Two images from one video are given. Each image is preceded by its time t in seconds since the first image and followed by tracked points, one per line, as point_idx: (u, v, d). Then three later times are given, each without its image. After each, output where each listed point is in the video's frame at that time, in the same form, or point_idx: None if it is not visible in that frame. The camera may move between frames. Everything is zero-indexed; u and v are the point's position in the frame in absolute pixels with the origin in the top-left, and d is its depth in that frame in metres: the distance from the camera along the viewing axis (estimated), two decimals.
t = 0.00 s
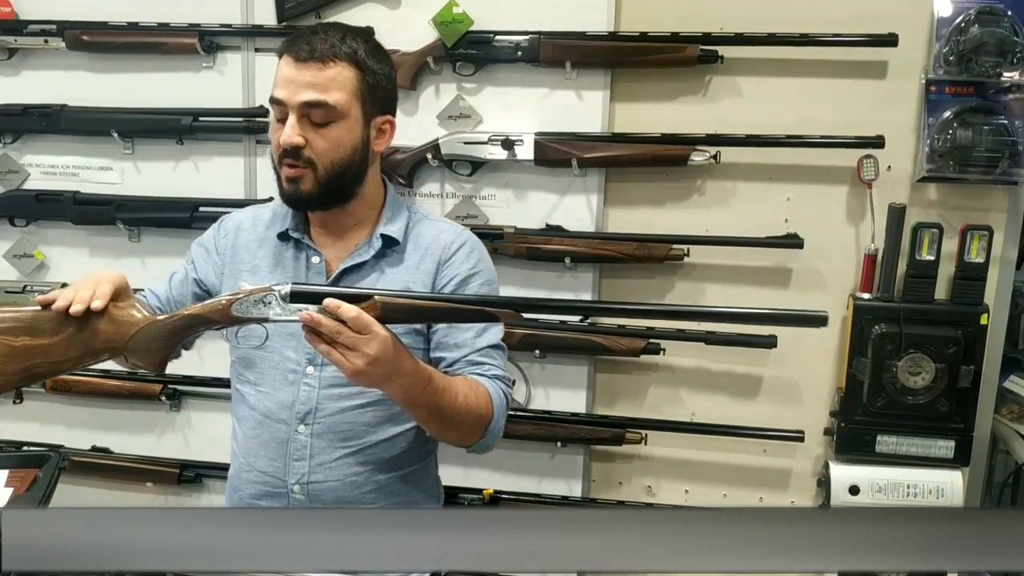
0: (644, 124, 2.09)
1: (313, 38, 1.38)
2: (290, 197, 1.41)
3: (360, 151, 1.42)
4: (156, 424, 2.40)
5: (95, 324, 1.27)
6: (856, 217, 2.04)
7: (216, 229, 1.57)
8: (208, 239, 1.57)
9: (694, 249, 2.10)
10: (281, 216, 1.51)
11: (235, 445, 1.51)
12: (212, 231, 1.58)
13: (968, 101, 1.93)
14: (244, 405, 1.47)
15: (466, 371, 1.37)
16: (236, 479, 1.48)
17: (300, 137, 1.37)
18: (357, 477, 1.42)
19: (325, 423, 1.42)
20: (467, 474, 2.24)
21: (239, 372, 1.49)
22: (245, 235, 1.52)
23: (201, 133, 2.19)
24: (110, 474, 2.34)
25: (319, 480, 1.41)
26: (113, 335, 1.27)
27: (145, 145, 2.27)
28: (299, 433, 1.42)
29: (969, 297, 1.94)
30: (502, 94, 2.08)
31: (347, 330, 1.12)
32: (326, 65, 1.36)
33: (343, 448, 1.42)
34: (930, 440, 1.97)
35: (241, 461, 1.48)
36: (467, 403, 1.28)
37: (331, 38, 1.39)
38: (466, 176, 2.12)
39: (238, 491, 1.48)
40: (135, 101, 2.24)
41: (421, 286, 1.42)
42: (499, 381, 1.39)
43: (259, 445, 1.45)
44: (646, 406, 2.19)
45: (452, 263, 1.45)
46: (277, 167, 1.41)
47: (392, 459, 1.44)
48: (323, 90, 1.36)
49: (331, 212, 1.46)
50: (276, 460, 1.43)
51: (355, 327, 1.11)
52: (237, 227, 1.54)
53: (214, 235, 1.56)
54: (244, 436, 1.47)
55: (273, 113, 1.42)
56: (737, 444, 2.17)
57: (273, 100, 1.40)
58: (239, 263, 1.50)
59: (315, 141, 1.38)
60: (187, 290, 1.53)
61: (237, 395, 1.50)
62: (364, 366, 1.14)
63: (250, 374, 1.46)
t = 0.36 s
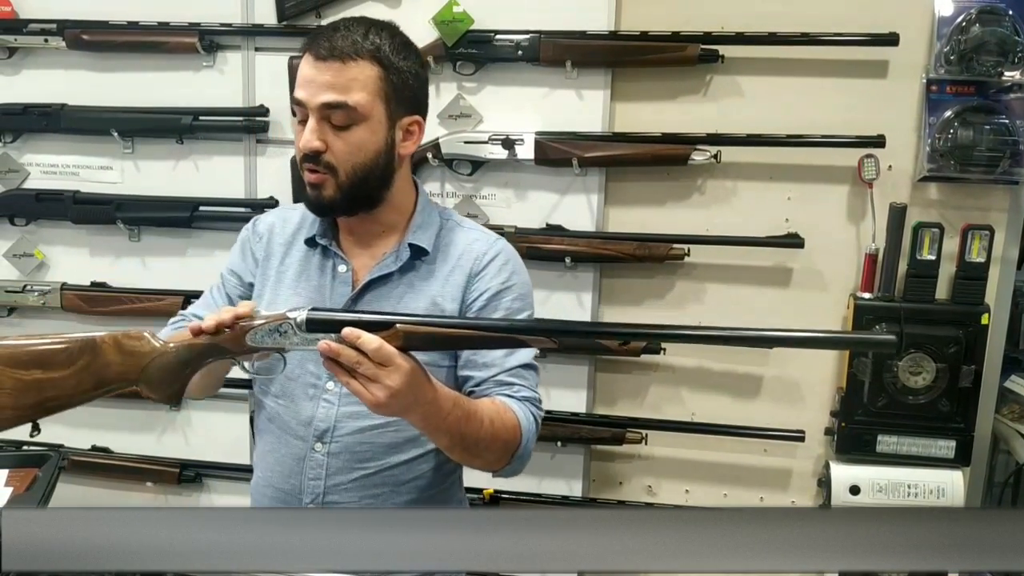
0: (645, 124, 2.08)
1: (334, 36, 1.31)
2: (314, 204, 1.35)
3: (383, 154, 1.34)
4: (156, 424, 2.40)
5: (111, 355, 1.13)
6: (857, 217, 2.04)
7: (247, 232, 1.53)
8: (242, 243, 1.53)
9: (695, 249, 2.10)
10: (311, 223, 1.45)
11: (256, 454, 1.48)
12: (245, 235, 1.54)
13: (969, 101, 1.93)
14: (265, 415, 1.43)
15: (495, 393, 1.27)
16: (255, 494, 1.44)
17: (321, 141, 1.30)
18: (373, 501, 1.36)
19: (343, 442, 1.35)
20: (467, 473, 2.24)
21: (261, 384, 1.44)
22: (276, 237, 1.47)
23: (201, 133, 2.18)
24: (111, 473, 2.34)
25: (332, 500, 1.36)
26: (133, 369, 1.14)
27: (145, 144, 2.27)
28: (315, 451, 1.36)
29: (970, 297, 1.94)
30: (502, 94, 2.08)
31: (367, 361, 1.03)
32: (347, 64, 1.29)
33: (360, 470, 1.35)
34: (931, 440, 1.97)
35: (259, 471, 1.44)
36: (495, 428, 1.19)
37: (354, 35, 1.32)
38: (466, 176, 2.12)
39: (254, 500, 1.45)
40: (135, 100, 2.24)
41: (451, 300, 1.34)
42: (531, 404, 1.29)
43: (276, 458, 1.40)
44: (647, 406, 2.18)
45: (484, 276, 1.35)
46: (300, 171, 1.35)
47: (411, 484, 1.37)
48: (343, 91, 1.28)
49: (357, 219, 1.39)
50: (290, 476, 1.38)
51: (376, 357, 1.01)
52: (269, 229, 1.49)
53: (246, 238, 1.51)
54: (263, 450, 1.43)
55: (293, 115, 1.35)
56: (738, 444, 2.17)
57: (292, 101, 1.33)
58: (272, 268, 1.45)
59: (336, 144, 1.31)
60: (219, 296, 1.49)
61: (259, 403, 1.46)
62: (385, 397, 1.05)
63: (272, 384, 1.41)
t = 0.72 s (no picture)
0: (645, 124, 2.08)
1: (337, 37, 1.29)
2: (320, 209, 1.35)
3: (386, 158, 1.33)
4: (156, 424, 2.40)
5: (118, 362, 1.12)
6: (858, 217, 2.04)
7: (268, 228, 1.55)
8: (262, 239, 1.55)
9: (695, 249, 2.10)
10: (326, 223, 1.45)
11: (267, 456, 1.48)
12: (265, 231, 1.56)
13: (970, 101, 1.93)
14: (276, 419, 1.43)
15: (509, 406, 1.27)
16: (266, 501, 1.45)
17: (322, 144, 1.30)
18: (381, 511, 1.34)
19: (349, 451, 1.34)
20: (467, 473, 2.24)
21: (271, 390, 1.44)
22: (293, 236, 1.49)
23: (201, 132, 2.18)
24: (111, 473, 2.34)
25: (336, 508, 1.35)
26: (138, 376, 1.12)
27: (145, 144, 2.26)
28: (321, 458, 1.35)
29: (971, 297, 1.93)
30: (502, 93, 2.07)
31: (375, 375, 1.00)
32: (347, 65, 1.28)
33: (365, 479, 1.34)
34: (931, 440, 1.97)
35: (269, 474, 1.44)
36: (506, 441, 1.18)
37: (355, 36, 1.30)
38: (466, 176, 2.12)
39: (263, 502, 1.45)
40: (135, 100, 2.24)
41: (466, 308, 1.33)
42: (547, 418, 1.29)
43: (284, 463, 1.40)
44: (647, 407, 2.18)
45: (500, 285, 1.34)
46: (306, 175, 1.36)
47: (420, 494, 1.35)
48: (343, 93, 1.27)
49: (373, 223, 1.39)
50: (296, 482, 1.38)
51: (385, 373, 0.99)
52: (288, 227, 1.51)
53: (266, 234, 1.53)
54: (271, 457, 1.43)
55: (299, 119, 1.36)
56: (738, 444, 2.17)
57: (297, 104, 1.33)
58: (287, 266, 1.46)
59: (336, 149, 1.31)
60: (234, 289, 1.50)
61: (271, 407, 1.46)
62: (394, 411, 1.03)
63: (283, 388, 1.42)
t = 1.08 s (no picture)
0: (646, 123, 2.08)
1: (307, 35, 1.29)
2: (285, 207, 1.35)
3: (356, 157, 1.34)
4: (156, 424, 2.40)
5: (108, 329, 1.10)
6: (859, 217, 2.03)
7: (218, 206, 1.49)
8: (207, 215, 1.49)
9: (696, 249, 2.10)
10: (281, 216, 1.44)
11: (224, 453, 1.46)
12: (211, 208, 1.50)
13: (972, 101, 1.92)
14: (235, 417, 1.42)
15: (484, 382, 1.28)
16: (232, 503, 1.44)
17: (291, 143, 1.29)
18: (353, 503, 1.38)
19: (319, 443, 1.36)
20: (468, 474, 2.24)
21: (228, 387, 1.43)
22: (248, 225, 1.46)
23: (201, 132, 2.18)
24: (111, 474, 2.34)
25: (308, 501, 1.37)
26: (128, 343, 1.12)
27: (145, 144, 2.26)
28: (289, 453, 1.36)
29: (973, 298, 1.93)
30: (503, 93, 2.07)
31: (361, 344, 1.01)
32: (318, 64, 1.27)
33: (338, 470, 1.36)
34: (933, 441, 1.96)
35: (229, 472, 1.43)
36: (488, 415, 1.21)
37: (326, 34, 1.30)
38: (467, 175, 2.12)
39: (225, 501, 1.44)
40: (135, 99, 2.24)
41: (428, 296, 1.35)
42: (522, 388, 1.30)
43: (246, 462, 1.39)
44: (648, 407, 2.18)
45: (463, 270, 1.37)
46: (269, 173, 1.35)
47: (390, 483, 1.39)
48: (315, 92, 1.27)
49: (332, 221, 1.40)
50: (264, 478, 1.38)
51: (371, 342, 1.00)
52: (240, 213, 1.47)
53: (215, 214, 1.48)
54: (233, 455, 1.42)
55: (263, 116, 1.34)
56: (738, 444, 2.17)
57: (261, 99, 1.32)
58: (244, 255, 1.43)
59: (305, 147, 1.31)
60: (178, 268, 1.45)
61: (226, 404, 1.44)
62: (380, 379, 1.04)
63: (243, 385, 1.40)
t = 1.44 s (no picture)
0: (649, 123, 2.07)
1: (267, 28, 1.28)
2: (246, 203, 1.35)
3: (322, 150, 1.35)
4: (158, 424, 2.40)
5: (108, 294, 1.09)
6: (862, 217, 2.03)
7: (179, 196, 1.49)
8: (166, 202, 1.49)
9: (699, 248, 2.09)
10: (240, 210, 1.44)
11: (189, 452, 1.45)
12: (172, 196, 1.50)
13: (976, 100, 1.90)
14: (201, 414, 1.41)
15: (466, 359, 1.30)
16: (199, 501, 1.42)
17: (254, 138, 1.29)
18: (321, 497, 1.37)
19: (287, 436, 1.36)
20: (470, 474, 2.24)
21: (192, 380, 1.42)
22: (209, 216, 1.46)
23: (203, 132, 2.17)
24: (113, 474, 2.33)
25: (278, 497, 1.36)
26: (128, 305, 1.11)
27: (147, 143, 2.26)
28: (258, 446, 1.36)
29: (976, 297, 1.93)
30: (506, 93, 2.07)
31: (374, 304, 1.02)
32: (282, 58, 1.27)
33: (308, 462, 1.36)
34: (936, 442, 1.96)
35: (196, 470, 1.42)
36: (482, 381, 1.24)
37: (287, 26, 1.29)
38: (469, 175, 2.11)
39: (193, 500, 1.43)
40: (137, 99, 2.23)
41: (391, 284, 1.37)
42: (497, 364, 1.34)
43: (214, 458, 1.39)
44: (650, 407, 2.18)
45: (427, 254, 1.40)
46: (229, 169, 1.34)
47: (358, 475, 1.40)
48: (281, 86, 1.27)
49: (288, 215, 1.41)
50: (232, 475, 1.37)
51: (386, 301, 1.02)
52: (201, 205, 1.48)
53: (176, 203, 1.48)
54: (199, 450, 1.41)
55: (222, 111, 1.32)
56: (740, 444, 2.16)
57: (220, 94, 1.30)
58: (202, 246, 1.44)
59: (271, 141, 1.30)
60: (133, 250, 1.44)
61: (191, 401, 1.43)
62: (393, 340, 1.05)
63: (207, 381, 1.40)
